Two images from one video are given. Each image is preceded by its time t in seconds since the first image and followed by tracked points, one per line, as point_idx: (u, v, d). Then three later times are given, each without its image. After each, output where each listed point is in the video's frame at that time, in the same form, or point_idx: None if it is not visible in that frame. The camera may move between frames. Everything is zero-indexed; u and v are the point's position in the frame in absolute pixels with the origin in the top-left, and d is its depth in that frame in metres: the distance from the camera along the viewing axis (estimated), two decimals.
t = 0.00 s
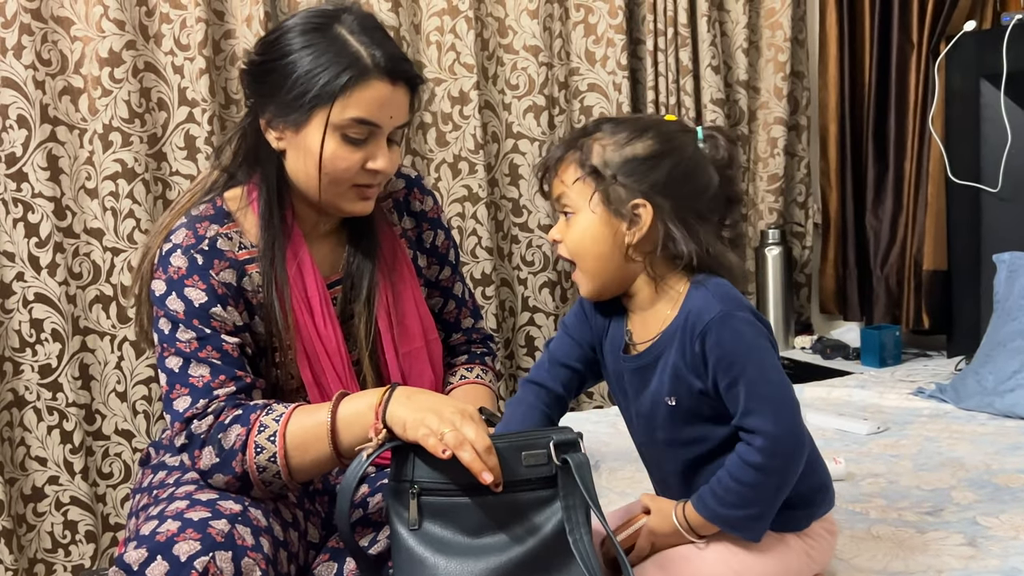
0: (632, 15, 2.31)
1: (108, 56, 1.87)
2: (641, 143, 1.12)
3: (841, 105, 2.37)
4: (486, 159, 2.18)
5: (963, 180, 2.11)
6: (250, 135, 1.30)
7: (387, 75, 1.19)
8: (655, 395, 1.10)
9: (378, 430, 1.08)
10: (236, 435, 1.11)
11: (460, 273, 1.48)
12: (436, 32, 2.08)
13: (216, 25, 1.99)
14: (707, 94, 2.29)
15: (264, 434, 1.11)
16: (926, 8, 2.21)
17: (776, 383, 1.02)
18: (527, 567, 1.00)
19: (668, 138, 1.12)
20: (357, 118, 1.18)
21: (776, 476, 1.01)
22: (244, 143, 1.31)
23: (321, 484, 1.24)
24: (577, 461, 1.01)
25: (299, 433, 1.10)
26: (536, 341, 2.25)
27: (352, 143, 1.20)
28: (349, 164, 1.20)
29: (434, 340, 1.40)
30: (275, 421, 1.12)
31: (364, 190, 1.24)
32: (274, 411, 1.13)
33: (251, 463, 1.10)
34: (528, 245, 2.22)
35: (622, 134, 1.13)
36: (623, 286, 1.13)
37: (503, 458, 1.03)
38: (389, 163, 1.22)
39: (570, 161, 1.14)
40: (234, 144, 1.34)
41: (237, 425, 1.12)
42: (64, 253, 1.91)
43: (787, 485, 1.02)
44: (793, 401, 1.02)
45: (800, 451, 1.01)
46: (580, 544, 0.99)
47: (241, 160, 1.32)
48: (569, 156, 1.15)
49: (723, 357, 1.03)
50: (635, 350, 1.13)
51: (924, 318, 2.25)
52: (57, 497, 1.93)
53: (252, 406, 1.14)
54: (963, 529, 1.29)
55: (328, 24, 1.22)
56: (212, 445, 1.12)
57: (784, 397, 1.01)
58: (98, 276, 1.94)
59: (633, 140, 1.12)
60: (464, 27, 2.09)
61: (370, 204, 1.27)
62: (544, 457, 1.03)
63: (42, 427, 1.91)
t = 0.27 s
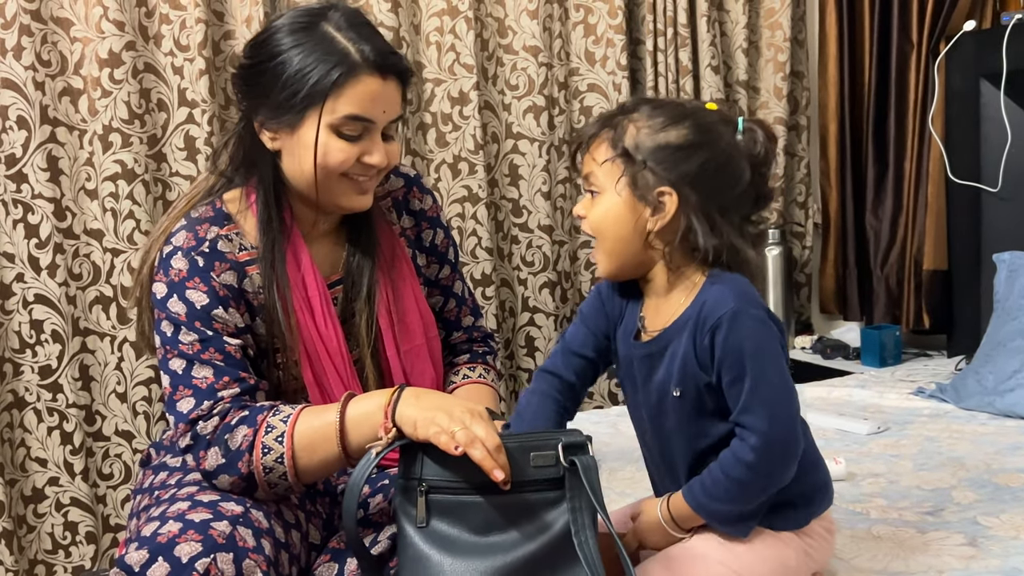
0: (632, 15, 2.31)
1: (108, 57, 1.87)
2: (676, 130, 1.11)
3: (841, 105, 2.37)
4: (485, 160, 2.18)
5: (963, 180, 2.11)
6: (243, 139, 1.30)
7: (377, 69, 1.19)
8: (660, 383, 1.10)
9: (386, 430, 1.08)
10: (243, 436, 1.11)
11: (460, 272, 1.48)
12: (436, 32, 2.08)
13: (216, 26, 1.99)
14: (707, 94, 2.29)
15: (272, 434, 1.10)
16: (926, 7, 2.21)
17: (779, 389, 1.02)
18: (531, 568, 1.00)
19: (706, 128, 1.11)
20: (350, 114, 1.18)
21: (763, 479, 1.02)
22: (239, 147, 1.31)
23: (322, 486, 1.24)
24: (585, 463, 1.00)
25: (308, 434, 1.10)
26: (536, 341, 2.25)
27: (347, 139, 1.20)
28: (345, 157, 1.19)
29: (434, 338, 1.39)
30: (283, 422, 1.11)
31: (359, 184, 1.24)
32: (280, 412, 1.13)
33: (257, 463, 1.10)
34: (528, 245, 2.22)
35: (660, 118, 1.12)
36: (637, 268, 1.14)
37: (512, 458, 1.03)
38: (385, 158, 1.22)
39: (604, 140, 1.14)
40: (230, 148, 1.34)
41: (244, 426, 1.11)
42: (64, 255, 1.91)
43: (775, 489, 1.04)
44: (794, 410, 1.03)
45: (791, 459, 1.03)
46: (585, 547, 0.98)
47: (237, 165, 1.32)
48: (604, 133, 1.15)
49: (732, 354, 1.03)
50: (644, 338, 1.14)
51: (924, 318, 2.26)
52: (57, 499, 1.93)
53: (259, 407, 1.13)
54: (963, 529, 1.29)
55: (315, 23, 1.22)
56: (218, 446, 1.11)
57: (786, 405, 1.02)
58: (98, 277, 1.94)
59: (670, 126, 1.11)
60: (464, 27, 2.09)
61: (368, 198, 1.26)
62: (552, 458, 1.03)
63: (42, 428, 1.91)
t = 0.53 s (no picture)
0: (632, 16, 2.31)
1: (108, 58, 1.87)
2: (709, 144, 1.09)
3: (840, 105, 2.37)
4: (485, 160, 2.18)
5: (962, 180, 2.11)
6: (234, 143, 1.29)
7: (365, 70, 1.19)
8: (683, 372, 1.12)
9: (381, 427, 1.08)
10: (239, 435, 1.11)
11: (457, 271, 1.47)
12: (436, 33, 2.08)
13: (215, 27, 1.99)
14: (706, 94, 2.29)
15: (267, 433, 1.11)
16: (926, 7, 2.21)
17: (786, 404, 1.03)
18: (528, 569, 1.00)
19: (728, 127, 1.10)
20: (340, 115, 1.18)
21: (744, 488, 1.03)
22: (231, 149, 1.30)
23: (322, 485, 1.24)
24: (580, 462, 1.01)
25: (302, 434, 1.10)
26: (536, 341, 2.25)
27: (337, 138, 1.20)
28: (336, 156, 1.19)
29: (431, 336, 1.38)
30: (277, 421, 1.11)
31: (349, 182, 1.23)
32: (275, 410, 1.13)
33: (253, 462, 1.10)
34: (528, 245, 2.22)
35: (685, 139, 1.10)
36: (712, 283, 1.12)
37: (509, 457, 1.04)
38: (374, 158, 1.22)
39: (642, 180, 1.08)
40: (221, 153, 1.33)
41: (239, 425, 1.12)
42: (64, 255, 1.91)
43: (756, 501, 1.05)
44: (795, 428, 1.03)
45: (776, 475, 1.03)
46: (582, 546, 0.99)
47: (229, 167, 1.31)
48: (637, 176, 1.08)
49: (749, 356, 1.04)
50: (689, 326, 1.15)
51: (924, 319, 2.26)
52: (57, 499, 1.93)
53: (254, 406, 1.14)
54: (963, 529, 1.29)
55: (302, 24, 1.21)
56: (214, 445, 1.12)
57: (785, 422, 1.03)
58: (98, 277, 1.94)
59: (699, 145, 1.09)
60: (464, 28, 2.08)
61: (360, 197, 1.25)
62: (547, 457, 1.04)
63: (42, 428, 1.91)
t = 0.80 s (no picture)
0: (632, 16, 2.31)
1: (108, 57, 1.87)
2: (712, 156, 1.12)
3: (841, 105, 2.36)
4: (485, 160, 2.18)
5: (963, 180, 2.11)
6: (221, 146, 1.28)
7: (356, 76, 1.16)
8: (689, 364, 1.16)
9: (360, 390, 1.06)
10: (223, 428, 1.09)
11: (452, 265, 1.45)
12: (436, 32, 2.08)
13: (216, 26, 1.99)
14: (707, 94, 2.29)
15: (250, 421, 1.09)
16: (926, 8, 2.21)
17: (756, 414, 1.04)
18: (524, 567, 1.00)
19: (740, 136, 1.12)
20: (334, 123, 1.16)
21: (701, 487, 1.07)
22: (217, 152, 1.29)
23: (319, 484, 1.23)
24: (576, 457, 1.03)
25: (282, 413, 1.08)
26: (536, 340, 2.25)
27: (331, 144, 1.18)
28: (331, 163, 1.18)
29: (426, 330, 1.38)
30: (257, 405, 1.09)
31: (342, 185, 1.22)
32: (255, 397, 1.10)
33: (242, 451, 1.08)
34: (528, 245, 2.22)
35: (688, 150, 1.14)
36: (724, 280, 1.16)
37: (509, 453, 1.05)
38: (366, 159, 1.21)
39: (649, 188, 1.15)
40: (207, 157, 1.31)
41: (222, 417, 1.10)
42: (65, 255, 1.91)
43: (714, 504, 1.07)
44: (762, 440, 1.05)
45: (731, 483, 1.06)
46: (580, 539, 0.99)
47: (215, 171, 1.30)
48: (645, 182, 1.16)
49: (734, 361, 1.07)
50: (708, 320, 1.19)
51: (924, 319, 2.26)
52: (57, 499, 1.93)
53: (235, 397, 1.12)
54: (964, 529, 1.29)
55: (287, 31, 1.17)
56: (203, 442, 1.11)
57: (749, 432, 1.04)
58: (98, 277, 1.94)
59: (703, 154, 1.12)
60: (464, 28, 2.08)
61: (352, 197, 1.25)
62: (546, 452, 1.05)
63: (42, 428, 1.91)
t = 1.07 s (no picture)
0: (632, 16, 2.31)
1: (109, 57, 1.87)
2: (714, 158, 1.13)
3: (842, 105, 2.35)
4: (486, 160, 2.18)
5: (963, 180, 2.11)
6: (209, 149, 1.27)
7: (344, 82, 1.15)
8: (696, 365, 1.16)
9: (322, 349, 1.06)
10: (205, 423, 1.09)
11: (444, 261, 1.45)
12: (436, 33, 2.08)
13: (217, 27, 1.99)
14: (707, 94, 2.29)
15: (228, 410, 1.09)
16: (926, 9, 2.22)
17: (763, 417, 1.04)
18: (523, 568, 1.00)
19: (744, 137, 1.12)
20: (324, 131, 1.15)
21: (707, 492, 1.06)
22: (204, 154, 1.27)
23: (315, 483, 1.23)
24: (574, 457, 1.04)
25: (256, 392, 1.08)
26: (537, 341, 2.25)
27: (319, 151, 1.17)
28: (320, 171, 1.17)
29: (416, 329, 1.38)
30: (232, 395, 1.09)
31: (331, 189, 1.22)
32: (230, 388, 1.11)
33: (227, 442, 1.09)
34: (529, 245, 2.22)
35: (694, 150, 1.14)
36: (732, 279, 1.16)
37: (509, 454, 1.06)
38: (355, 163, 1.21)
39: (654, 187, 1.17)
40: (193, 162, 1.29)
41: (204, 413, 1.10)
42: (66, 255, 1.91)
43: (719, 508, 1.07)
44: (768, 443, 1.04)
45: (738, 487, 1.05)
46: (579, 536, 0.99)
47: (199, 174, 1.28)
48: (653, 181, 1.18)
49: (742, 363, 1.06)
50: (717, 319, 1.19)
51: (925, 319, 2.27)
52: (58, 499, 1.93)
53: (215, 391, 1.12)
54: (965, 530, 1.29)
55: (273, 38, 1.15)
56: (190, 442, 1.10)
57: (756, 435, 1.04)
58: (99, 277, 1.94)
59: (706, 154, 1.13)
60: (465, 28, 2.08)
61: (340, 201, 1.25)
62: (546, 452, 1.06)
63: (43, 428, 1.91)
